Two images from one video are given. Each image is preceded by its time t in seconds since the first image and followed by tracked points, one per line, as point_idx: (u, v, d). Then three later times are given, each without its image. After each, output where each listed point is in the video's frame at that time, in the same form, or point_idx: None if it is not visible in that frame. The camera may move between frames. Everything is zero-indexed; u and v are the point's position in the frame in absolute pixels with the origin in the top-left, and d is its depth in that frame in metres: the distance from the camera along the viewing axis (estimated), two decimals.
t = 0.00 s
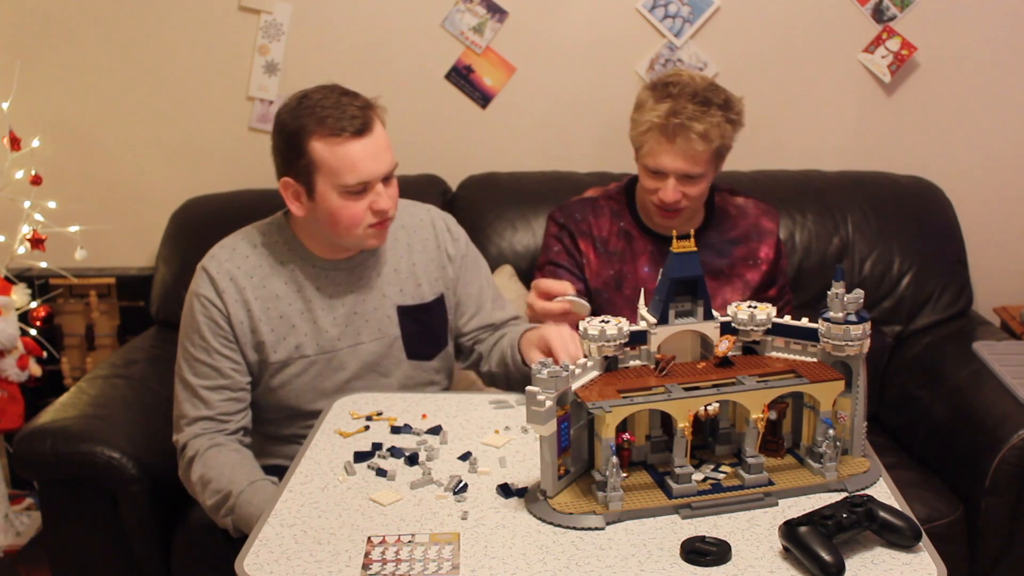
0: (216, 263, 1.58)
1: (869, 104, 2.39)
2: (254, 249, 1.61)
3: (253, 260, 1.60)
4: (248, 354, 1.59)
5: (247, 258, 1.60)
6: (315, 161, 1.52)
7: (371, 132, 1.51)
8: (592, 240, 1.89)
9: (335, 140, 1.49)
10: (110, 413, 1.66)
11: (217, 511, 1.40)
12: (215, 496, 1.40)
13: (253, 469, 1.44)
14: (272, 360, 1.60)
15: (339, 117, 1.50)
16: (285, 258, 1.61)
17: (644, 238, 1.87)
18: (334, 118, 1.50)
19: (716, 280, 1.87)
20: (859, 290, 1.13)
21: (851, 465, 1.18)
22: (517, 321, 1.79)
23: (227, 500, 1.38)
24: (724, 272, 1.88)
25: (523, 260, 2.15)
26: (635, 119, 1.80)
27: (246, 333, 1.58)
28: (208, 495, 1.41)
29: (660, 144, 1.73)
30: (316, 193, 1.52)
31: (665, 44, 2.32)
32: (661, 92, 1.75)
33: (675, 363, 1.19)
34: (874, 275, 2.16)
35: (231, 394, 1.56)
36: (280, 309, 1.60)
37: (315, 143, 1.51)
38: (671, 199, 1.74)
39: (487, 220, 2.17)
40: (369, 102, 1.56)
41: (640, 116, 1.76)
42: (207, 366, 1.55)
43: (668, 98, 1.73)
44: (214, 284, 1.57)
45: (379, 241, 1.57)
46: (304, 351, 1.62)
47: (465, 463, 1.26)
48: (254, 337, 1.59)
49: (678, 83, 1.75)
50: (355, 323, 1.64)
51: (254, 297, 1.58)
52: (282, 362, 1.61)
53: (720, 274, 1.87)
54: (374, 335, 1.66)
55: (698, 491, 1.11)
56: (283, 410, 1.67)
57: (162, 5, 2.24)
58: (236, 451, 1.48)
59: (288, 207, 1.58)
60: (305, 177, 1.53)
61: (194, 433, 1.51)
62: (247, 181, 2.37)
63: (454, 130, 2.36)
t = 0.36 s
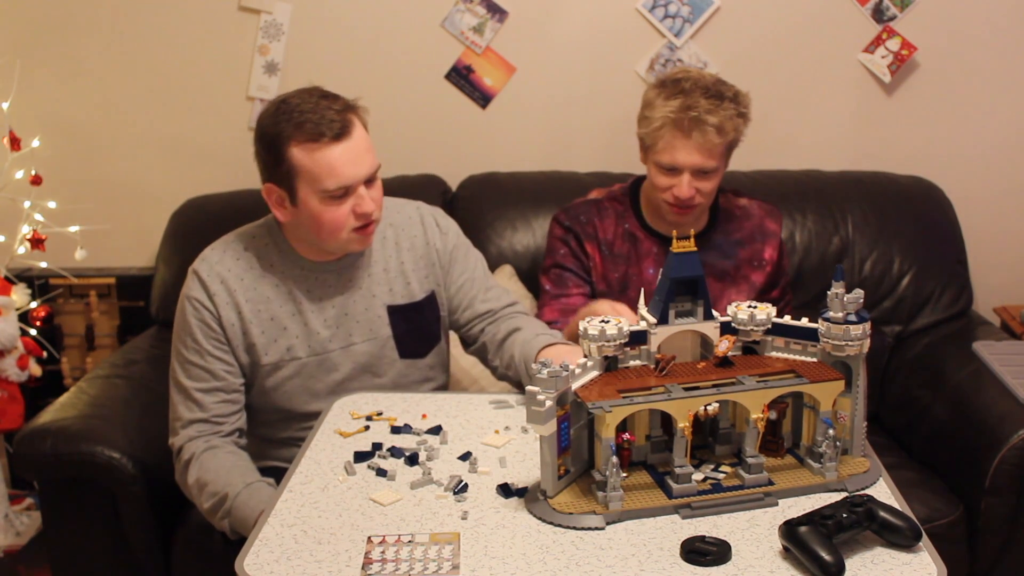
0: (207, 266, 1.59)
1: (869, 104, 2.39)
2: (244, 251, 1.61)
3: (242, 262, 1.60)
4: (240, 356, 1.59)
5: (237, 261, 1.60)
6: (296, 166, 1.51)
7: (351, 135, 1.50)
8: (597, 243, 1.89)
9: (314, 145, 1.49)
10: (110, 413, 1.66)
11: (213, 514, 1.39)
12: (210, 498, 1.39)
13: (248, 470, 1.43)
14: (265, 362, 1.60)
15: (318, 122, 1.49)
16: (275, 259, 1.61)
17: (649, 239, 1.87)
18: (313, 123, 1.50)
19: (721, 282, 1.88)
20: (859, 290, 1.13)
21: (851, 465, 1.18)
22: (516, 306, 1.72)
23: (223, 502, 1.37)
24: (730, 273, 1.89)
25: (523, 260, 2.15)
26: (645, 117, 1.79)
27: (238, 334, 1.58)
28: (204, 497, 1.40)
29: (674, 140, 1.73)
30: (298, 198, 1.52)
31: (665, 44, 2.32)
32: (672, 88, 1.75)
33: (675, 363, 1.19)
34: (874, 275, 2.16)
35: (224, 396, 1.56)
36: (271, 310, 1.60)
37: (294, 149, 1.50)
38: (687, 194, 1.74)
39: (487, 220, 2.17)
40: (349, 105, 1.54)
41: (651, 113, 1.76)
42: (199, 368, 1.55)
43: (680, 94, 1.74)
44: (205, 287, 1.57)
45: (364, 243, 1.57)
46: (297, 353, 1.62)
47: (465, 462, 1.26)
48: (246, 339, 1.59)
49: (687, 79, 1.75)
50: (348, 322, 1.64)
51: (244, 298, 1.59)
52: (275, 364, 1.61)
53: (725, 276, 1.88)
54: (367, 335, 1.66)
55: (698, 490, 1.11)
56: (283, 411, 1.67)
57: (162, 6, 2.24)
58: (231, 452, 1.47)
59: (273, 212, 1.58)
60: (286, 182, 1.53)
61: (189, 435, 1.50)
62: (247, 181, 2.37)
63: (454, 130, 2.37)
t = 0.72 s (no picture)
0: (206, 268, 1.59)
1: (869, 104, 2.39)
2: (242, 254, 1.61)
3: (241, 265, 1.60)
4: (239, 358, 1.60)
5: (236, 263, 1.60)
6: (291, 173, 1.50)
7: (346, 141, 1.49)
8: (605, 240, 1.89)
9: (308, 153, 1.48)
10: (110, 413, 1.66)
11: (213, 516, 1.39)
12: (210, 499, 1.39)
13: (247, 472, 1.43)
14: (264, 364, 1.60)
15: (312, 128, 1.48)
16: (274, 261, 1.61)
17: (655, 237, 1.87)
18: (306, 129, 1.48)
19: (725, 280, 1.87)
20: (859, 290, 1.13)
21: (851, 465, 1.18)
22: (515, 306, 1.72)
23: (222, 504, 1.37)
24: (733, 271, 1.88)
25: (523, 260, 2.15)
26: (649, 112, 1.80)
27: (237, 336, 1.59)
28: (203, 499, 1.40)
29: (677, 134, 1.73)
30: (293, 202, 1.51)
31: (665, 44, 2.32)
32: (675, 83, 1.76)
33: (675, 363, 1.19)
34: (874, 276, 2.16)
35: (224, 398, 1.56)
36: (271, 312, 1.60)
37: (289, 156, 1.49)
38: (689, 188, 1.74)
39: (487, 220, 2.17)
40: (343, 109, 1.53)
41: (655, 108, 1.77)
42: (199, 370, 1.55)
43: (683, 89, 1.74)
44: (204, 288, 1.57)
45: (361, 247, 1.57)
46: (296, 355, 1.62)
47: (465, 463, 1.26)
48: (245, 341, 1.59)
49: (691, 74, 1.76)
50: (347, 324, 1.64)
51: (243, 300, 1.59)
52: (274, 366, 1.61)
53: (728, 275, 1.88)
54: (366, 337, 1.66)
55: (698, 491, 1.11)
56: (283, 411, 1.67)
57: (162, 6, 2.24)
58: (230, 454, 1.47)
59: (270, 217, 1.58)
60: (282, 189, 1.52)
61: (189, 437, 1.50)
62: (247, 181, 2.37)
63: (454, 130, 2.37)
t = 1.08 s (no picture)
0: (205, 268, 1.59)
1: (869, 104, 2.39)
2: (242, 254, 1.61)
3: (241, 265, 1.60)
4: (239, 358, 1.60)
5: (235, 263, 1.60)
6: (289, 176, 1.50)
7: (343, 145, 1.48)
8: (608, 240, 1.89)
9: (304, 156, 1.47)
10: (110, 413, 1.66)
11: (212, 517, 1.39)
12: (210, 499, 1.39)
13: (247, 472, 1.43)
14: (264, 364, 1.60)
15: (309, 132, 1.47)
16: (273, 262, 1.61)
17: (658, 238, 1.87)
18: (303, 133, 1.48)
19: (728, 281, 1.88)
20: (859, 290, 1.13)
21: (851, 465, 1.18)
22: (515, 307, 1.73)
23: (222, 504, 1.37)
24: (736, 273, 1.88)
25: (523, 260, 2.15)
26: (649, 116, 1.80)
27: (237, 337, 1.59)
28: (203, 499, 1.40)
29: (676, 138, 1.73)
30: (291, 207, 1.52)
31: (665, 44, 2.32)
32: (674, 87, 1.76)
33: (675, 363, 1.19)
34: (874, 276, 2.16)
35: (224, 398, 1.56)
36: (270, 312, 1.60)
37: (286, 160, 1.49)
38: (690, 192, 1.74)
39: (487, 220, 2.17)
40: (341, 111, 1.52)
41: (654, 112, 1.77)
42: (199, 370, 1.55)
43: (682, 92, 1.74)
44: (203, 289, 1.57)
45: (359, 248, 1.57)
46: (296, 355, 1.62)
47: (465, 463, 1.26)
48: (245, 341, 1.59)
49: (690, 78, 1.76)
50: (347, 324, 1.64)
51: (243, 301, 1.59)
52: (274, 366, 1.61)
53: (731, 276, 1.88)
54: (366, 337, 1.66)
55: (698, 491, 1.11)
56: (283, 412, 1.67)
57: (162, 6, 2.24)
58: (230, 454, 1.47)
59: (269, 218, 1.58)
60: (280, 192, 1.52)
61: (188, 438, 1.50)
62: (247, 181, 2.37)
63: (453, 130, 2.36)
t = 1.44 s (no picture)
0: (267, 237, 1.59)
1: (869, 104, 2.39)
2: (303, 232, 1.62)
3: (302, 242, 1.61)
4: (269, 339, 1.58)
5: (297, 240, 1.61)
6: (377, 154, 1.52)
7: (438, 133, 1.52)
8: (590, 247, 1.84)
9: (407, 135, 1.50)
10: (110, 413, 1.66)
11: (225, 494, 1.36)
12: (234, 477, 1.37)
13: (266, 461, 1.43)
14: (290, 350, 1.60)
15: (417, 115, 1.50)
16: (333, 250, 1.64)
17: (641, 246, 1.82)
18: (416, 116, 1.51)
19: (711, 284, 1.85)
20: (859, 289, 1.13)
21: (851, 465, 1.18)
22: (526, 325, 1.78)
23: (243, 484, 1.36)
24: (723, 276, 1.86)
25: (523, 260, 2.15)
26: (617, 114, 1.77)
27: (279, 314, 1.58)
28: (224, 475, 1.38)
29: (634, 137, 1.69)
30: (372, 180, 1.54)
31: (665, 44, 2.32)
32: (642, 86, 1.72)
33: (675, 363, 1.19)
34: (874, 275, 2.16)
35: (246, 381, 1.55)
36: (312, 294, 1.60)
37: (382, 136, 1.51)
38: (646, 194, 1.69)
39: (487, 220, 2.17)
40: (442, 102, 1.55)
41: (620, 110, 1.73)
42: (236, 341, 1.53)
43: (648, 92, 1.70)
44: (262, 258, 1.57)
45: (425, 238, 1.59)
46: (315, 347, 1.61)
47: (465, 463, 1.26)
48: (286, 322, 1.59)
49: (660, 78, 1.72)
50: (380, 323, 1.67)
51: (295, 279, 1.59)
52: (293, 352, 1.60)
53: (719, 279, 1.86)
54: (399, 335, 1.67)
55: (698, 490, 1.11)
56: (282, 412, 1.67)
57: (163, 6, 2.24)
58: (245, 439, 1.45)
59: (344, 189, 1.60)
60: (362, 167, 1.55)
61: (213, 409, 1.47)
62: (247, 181, 2.37)
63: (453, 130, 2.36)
